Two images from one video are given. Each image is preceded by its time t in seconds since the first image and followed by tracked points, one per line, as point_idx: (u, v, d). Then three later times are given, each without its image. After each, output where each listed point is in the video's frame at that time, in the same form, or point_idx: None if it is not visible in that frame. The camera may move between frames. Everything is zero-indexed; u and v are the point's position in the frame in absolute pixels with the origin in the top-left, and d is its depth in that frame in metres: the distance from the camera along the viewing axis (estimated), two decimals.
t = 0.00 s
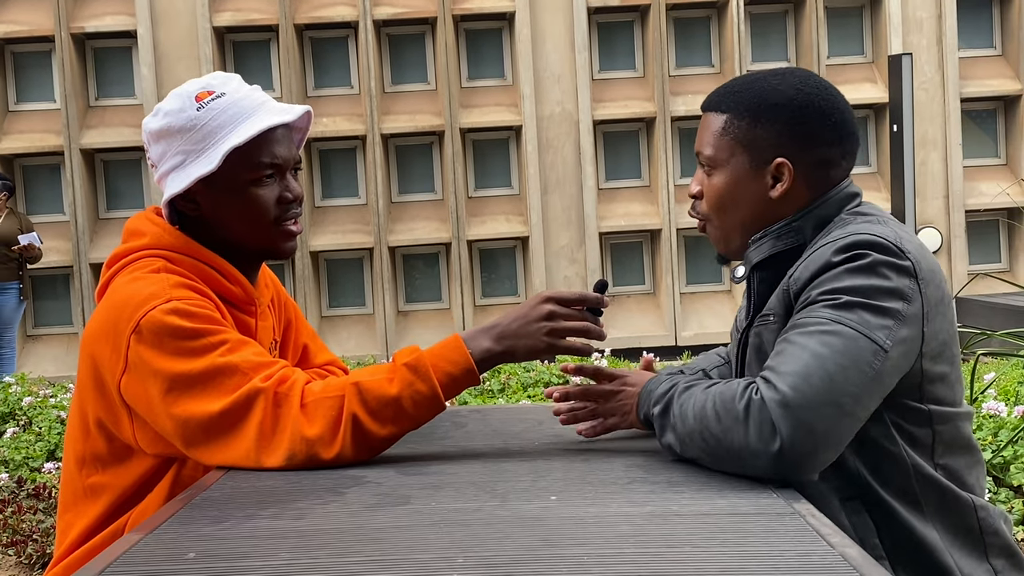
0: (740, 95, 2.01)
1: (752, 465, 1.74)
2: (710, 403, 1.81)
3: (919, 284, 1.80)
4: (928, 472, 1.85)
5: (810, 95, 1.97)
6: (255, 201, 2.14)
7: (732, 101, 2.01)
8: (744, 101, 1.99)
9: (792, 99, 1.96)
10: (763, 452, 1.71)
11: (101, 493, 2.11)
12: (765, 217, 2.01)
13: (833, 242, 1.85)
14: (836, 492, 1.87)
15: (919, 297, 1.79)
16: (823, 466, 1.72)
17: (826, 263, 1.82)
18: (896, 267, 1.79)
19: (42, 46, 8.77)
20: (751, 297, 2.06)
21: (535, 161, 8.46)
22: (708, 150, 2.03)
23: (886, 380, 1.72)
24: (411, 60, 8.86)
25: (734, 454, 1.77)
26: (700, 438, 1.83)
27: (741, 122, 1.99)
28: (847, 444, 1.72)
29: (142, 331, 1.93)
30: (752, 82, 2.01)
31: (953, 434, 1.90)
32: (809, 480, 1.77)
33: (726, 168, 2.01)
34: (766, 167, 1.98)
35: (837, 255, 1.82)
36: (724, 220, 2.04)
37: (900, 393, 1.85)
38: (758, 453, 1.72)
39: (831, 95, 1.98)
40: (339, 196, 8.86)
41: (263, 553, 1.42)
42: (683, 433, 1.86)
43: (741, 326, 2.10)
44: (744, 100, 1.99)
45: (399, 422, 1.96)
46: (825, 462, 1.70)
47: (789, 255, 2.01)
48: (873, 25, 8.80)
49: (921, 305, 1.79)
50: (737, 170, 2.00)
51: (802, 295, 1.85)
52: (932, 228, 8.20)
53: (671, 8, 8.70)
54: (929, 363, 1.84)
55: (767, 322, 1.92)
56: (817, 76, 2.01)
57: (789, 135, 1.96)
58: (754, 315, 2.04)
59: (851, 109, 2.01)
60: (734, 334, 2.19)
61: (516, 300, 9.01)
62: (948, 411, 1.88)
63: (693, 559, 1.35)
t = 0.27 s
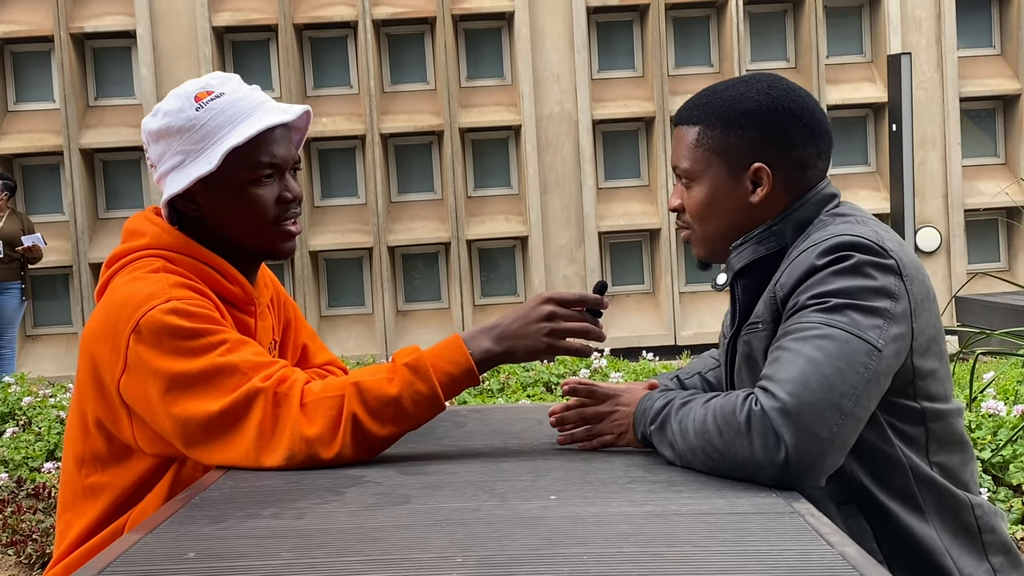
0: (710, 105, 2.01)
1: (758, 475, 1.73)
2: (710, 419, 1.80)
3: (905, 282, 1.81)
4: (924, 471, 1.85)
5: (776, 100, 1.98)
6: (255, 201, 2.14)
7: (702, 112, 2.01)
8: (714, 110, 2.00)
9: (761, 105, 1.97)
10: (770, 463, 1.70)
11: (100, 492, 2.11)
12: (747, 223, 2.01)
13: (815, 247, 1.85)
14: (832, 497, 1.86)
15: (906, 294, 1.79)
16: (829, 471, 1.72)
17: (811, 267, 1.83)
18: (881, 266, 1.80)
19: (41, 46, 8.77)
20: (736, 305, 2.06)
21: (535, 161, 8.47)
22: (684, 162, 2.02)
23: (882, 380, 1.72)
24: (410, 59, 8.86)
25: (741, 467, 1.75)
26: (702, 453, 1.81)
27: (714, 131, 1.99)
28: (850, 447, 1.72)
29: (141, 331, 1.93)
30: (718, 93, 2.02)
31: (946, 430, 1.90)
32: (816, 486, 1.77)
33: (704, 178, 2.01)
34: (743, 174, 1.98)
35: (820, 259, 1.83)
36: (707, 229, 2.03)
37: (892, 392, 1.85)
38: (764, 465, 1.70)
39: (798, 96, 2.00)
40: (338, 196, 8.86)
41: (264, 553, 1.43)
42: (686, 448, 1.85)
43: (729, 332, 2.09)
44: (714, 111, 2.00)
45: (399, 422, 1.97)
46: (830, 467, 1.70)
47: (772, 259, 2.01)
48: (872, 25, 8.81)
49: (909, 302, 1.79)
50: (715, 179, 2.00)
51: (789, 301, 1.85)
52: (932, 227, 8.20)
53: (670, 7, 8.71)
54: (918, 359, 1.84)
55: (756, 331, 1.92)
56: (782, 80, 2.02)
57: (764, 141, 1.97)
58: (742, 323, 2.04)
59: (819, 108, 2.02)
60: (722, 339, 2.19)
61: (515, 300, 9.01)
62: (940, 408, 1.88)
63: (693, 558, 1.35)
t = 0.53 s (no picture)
0: (712, 103, 2.00)
1: (757, 475, 1.73)
2: (709, 418, 1.80)
3: (904, 282, 1.81)
4: (923, 471, 1.85)
5: (779, 99, 1.97)
6: (254, 200, 2.14)
7: (705, 110, 2.01)
8: (717, 108, 1.99)
9: (764, 103, 1.97)
10: (769, 463, 1.70)
11: (99, 492, 2.11)
12: (748, 222, 2.02)
13: (814, 246, 1.85)
14: (831, 497, 1.86)
15: (904, 294, 1.79)
16: (828, 471, 1.72)
17: (809, 267, 1.83)
18: (880, 266, 1.80)
19: (40, 46, 8.76)
20: (735, 303, 2.06)
21: (534, 160, 8.47)
22: (686, 160, 2.02)
23: (881, 379, 1.72)
24: (409, 59, 8.86)
25: (740, 467, 1.75)
26: (701, 452, 1.81)
27: (717, 130, 1.99)
28: (850, 447, 1.72)
29: (140, 330, 1.93)
30: (721, 90, 2.01)
31: (945, 430, 1.90)
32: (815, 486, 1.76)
33: (705, 176, 2.01)
34: (745, 172, 1.98)
35: (819, 258, 1.83)
36: (708, 227, 2.04)
37: (891, 392, 1.85)
38: (763, 465, 1.70)
39: (801, 95, 1.99)
40: (337, 195, 8.86)
41: (263, 553, 1.42)
42: (684, 448, 1.85)
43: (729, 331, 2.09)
44: (717, 108, 1.99)
45: (398, 421, 1.97)
46: (829, 467, 1.70)
47: (772, 259, 2.02)
48: (871, 24, 8.81)
49: (908, 302, 1.79)
50: (717, 177, 2.00)
51: (788, 301, 1.85)
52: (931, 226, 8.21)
53: (669, 7, 8.71)
54: (917, 358, 1.84)
55: (755, 330, 1.92)
56: (785, 79, 2.02)
57: (766, 139, 1.97)
58: (741, 323, 2.04)
59: (822, 108, 2.02)
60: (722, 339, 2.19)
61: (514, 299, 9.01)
62: (939, 407, 1.88)
63: (692, 558, 1.35)
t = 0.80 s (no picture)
0: (713, 101, 2.00)
1: (757, 474, 1.73)
2: (709, 417, 1.80)
3: (904, 281, 1.81)
4: (923, 470, 1.85)
5: (779, 98, 1.98)
6: (252, 199, 2.13)
7: (706, 109, 2.01)
8: (717, 106, 1.99)
9: (764, 102, 1.97)
10: (769, 462, 1.70)
11: (98, 492, 2.11)
12: (748, 220, 2.02)
13: (815, 245, 1.85)
14: (831, 497, 1.85)
15: (904, 293, 1.79)
16: (828, 470, 1.72)
17: (810, 266, 1.83)
18: (880, 265, 1.80)
19: (39, 46, 8.76)
20: (735, 303, 2.05)
21: (533, 160, 8.47)
22: (686, 159, 2.02)
23: (881, 378, 1.72)
24: (408, 58, 8.85)
25: (740, 466, 1.75)
26: (701, 452, 1.82)
27: (717, 128, 1.99)
28: (850, 446, 1.72)
29: (139, 330, 1.93)
30: (722, 88, 2.01)
31: (945, 429, 1.90)
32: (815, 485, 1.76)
33: (706, 175, 2.01)
34: (745, 171, 1.98)
35: (819, 257, 1.83)
36: (708, 226, 2.04)
37: (892, 392, 1.85)
38: (763, 464, 1.70)
39: (801, 94, 1.99)
40: (336, 195, 8.86)
41: (263, 552, 1.43)
42: (684, 447, 1.86)
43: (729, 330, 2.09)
44: (718, 107, 1.99)
45: (398, 420, 1.97)
46: (829, 466, 1.70)
47: (772, 258, 2.02)
48: (870, 23, 8.81)
49: (908, 301, 1.80)
50: (717, 175, 2.00)
51: (788, 300, 1.85)
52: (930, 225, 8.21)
53: (668, 6, 8.71)
54: (917, 358, 1.84)
55: (755, 329, 1.92)
56: (786, 78, 2.02)
57: (766, 138, 1.97)
58: (741, 322, 2.04)
59: (822, 107, 2.02)
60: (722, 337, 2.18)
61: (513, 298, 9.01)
62: (939, 407, 1.89)
63: (692, 557, 1.35)
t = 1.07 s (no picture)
0: (713, 100, 2.00)
1: (757, 473, 1.73)
2: (708, 417, 1.81)
3: (904, 280, 1.81)
4: (921, 469, 1.85)
5: (780, 98, 1.97)
6: (252, 199, 2.14)
7: (707, 107, 2.00)
8: (718, 104, 1.99)
9: (766, 101, 1.97)
10: (768, 460, 1.70)
11: (98, 492, 2.11)
12: (747, 219, 2.01)
13: (814, 244, 1.85)
14: (831, 496, 1.85)
15: (903, 293, 1.79)
16: (827, 470, 1.72)
17: (809, 265, 1.83)
18: (879, 265, 1.80)
19: (39, 46, 8.75)
20: (733, 302, 2.05)
21: (532, 159, 8.47)
22: (685, 156, 2.02)
23: (881, 378, 1.73)
24: (408, 57, 8.85)
25: (739, 466, 1.75)
26: (700, 451, 1.82)
27: (718, 127, 1.98)
28: (849, 445, 1.72)
29: (139, 330, 1.93)
30: (723, 87, 2.01)
31: (944, 429, 1.90)
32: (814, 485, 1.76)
33: (704, 173, 2.00)
34: (744, 170, 1.98)
35: (818, 257, 1.83)
36: (707, 224, 2.03)
37: (891, 390, 1.85)
38: (762, 463, 1.70)
39: (803, 94, 1.99)
40: (335, 194, 8.86)
41: (262, 551, 1.43)
42: (683, 446, 1.86)
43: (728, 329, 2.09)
44: (719, 105, 1.98)
45: (398, 420, 1.97)
46: (828, 465, 1.70)
47: (771, 257, 2.02)
48: (869, 22, 8.81)
49: (908, 301, 1.80)
50: (715, 174, 1.99)
51: (787, 299, 1.85)
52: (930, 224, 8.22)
53: (667, 5, 8.71)
54: (916, 357, 1.84)
55: (754, 329, 1.92)
56: (787, 78, 2.01)
57: (767, 138, 1.97)
58: (739, 321, 2.03)
59: (823, 107, 2.02)
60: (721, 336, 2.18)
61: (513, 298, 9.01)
62: (938, 406, 1.89)
63: (692, 556, 1.35)
